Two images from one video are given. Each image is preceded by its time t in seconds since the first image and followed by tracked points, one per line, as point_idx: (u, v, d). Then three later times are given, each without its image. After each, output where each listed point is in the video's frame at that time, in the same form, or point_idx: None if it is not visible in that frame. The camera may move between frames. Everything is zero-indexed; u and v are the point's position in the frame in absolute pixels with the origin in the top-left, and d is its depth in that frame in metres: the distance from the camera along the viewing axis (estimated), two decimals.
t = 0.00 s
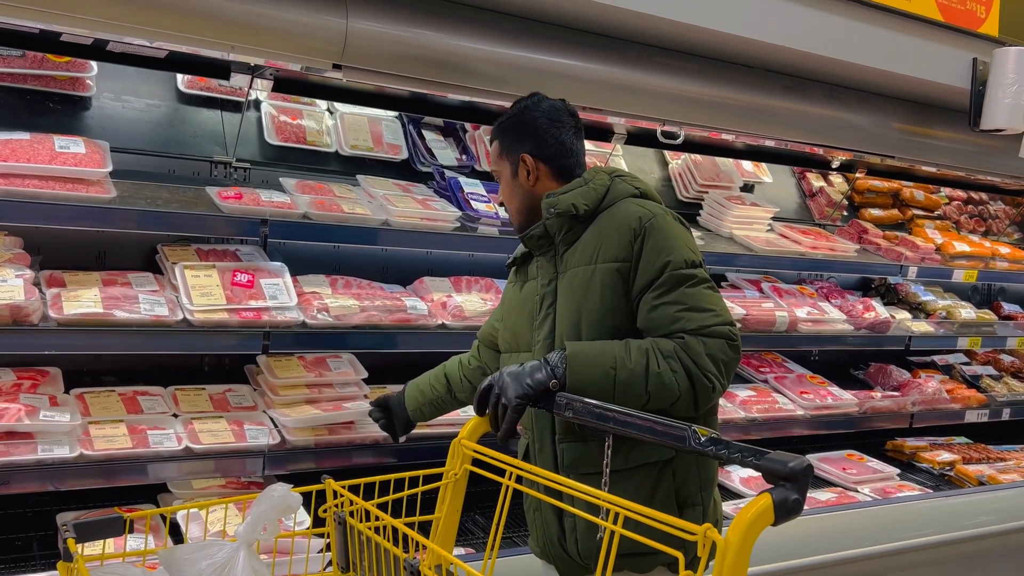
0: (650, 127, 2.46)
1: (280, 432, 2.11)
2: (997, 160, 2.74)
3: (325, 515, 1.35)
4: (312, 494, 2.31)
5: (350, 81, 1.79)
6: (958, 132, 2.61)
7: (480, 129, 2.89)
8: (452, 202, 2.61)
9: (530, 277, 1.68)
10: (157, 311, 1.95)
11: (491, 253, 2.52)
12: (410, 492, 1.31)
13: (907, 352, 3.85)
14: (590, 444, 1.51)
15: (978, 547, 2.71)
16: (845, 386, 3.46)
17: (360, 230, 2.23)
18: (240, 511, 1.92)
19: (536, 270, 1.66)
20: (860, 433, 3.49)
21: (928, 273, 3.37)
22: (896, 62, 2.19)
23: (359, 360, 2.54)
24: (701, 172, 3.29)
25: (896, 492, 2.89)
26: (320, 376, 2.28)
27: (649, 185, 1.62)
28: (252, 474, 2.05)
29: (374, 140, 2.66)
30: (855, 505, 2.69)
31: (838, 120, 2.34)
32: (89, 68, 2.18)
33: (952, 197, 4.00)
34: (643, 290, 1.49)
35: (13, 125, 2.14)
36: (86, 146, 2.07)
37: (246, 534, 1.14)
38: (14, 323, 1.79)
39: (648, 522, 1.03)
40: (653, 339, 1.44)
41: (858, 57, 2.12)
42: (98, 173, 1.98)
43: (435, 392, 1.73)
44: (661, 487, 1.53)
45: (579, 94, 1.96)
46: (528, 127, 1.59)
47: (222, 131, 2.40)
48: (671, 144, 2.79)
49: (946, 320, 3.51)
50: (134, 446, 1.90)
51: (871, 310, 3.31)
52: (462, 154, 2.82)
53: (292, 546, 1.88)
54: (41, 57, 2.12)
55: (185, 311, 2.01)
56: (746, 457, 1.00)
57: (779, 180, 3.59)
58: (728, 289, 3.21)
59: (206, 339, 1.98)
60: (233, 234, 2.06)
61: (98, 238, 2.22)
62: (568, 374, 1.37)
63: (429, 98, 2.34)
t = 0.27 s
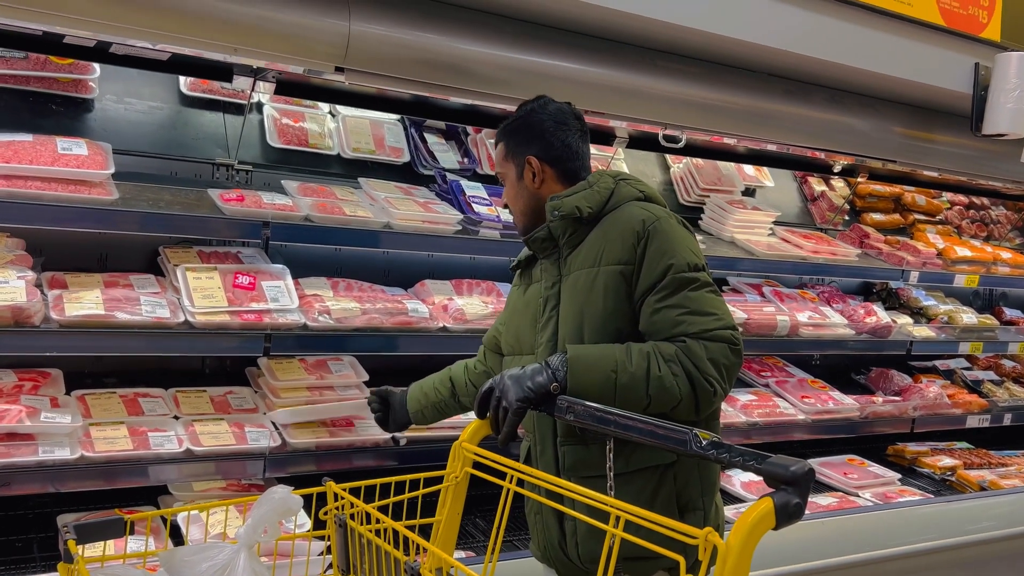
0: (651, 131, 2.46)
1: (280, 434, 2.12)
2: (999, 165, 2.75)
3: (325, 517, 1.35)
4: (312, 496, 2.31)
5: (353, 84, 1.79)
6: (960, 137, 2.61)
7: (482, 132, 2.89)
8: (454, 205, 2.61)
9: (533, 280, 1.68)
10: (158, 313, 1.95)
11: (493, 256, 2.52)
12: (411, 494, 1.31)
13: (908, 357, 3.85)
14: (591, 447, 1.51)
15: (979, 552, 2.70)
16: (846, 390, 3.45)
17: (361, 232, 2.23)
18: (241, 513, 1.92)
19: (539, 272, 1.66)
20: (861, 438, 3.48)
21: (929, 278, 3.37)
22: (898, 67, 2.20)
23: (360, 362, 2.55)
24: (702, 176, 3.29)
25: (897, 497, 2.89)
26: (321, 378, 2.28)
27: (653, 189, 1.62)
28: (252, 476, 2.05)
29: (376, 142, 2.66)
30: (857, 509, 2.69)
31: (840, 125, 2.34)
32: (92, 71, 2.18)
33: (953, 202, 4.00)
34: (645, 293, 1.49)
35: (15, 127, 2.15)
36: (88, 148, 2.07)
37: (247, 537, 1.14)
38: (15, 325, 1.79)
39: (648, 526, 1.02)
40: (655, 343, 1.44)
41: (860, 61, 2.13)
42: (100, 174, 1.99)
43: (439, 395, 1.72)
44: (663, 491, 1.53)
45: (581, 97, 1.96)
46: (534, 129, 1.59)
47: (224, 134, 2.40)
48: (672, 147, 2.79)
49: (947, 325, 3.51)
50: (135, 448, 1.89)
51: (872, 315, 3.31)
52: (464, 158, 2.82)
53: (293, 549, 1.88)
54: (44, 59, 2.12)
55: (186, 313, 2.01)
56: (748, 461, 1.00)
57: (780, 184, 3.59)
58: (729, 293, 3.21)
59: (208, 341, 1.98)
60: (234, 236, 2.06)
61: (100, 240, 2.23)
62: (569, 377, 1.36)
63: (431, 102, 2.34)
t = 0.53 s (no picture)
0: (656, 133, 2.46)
1: (283, 434, 2.11)
2: (1003, 168, 2.74)
3: (329, 517, 1.35)
4: (316, 497, 2.31)
5: (358, 85, 1.80)
6: (964, 140, 2.61)
7: (486, 134, 2.90)
8: (458, 207, 2.62)
9: (539, 281, 1.68)
10: (163, 313, 1.96)
11: (497, 258, 2.52)
12: (416, 495, 1.31)
13: (912, 360, 3.84)
14: (597, 448, 1.51)
15: (983, 556, 2.70)
16: (849, 393, 3.45)
17: (365, 233, 2.23)
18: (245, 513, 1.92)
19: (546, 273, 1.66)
20: (865, 441, 3.48)
21: (933, 281, 3.36)
22: (903, 70, 2.20)
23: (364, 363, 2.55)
24: (706, 178, 3.29)
25: (901, 500, 2.88)
26: (325, 379, 2.29)
27: (660, 191, 1.62)
28: (256, 476, 2.05)
29: (381, 144, 2.67)
30: (860, 512, 2.69)
31: (844, 127, 2.34)
32: (97, 72, 2.20)
33: (958, 205, 3.99)
34: (652, 295, 1.49)
35: (21, 127, 2.15)
36: (94, 149, 2.08)
37: (252, 536, 1.14)
38: (21, 324, 1.79)
39: (654, 527, 1.02)
40: (661, 344, 1.44)
41: (864, 64, 2.13)
42: (105, 175, 1.99)
43: (445, 402, 1.73)
44: (668, 493, 1.53)
45: (587, 99, 1.96)
46: (542, 130, 1.60)
47: (229, 135, 2.41)
48: (677, 150, 2.79)
49: (951, 328, 3.51)
50: (140, 448, 1.90)
51: (876, 318, 3.30)
52: (468, 159, 2.83)
53: (297, 549, 1.89)
54: (50, 60, 2.14)
55: (191, 313, 2.01)
56: (753, 461, 1.00)
57: (784, 187, 3.59)
58: (733, 295, 3.21)
59: (212, 342, 1.98)
60: (239, 237, 2.06)
61: (105, 240, 2.23)
62: (575, 378, 1.36)
63: (436, 103, 2.35)
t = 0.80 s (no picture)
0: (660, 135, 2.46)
1: (287, 435, 2.11)
2: (1008, 170, 2.74)
3: (332, 519, 1.35)
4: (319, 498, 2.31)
5: (362, 86, 1.80)
6: (969, 142, 2.60)
7: (490, 136, 2.90)
8: (462, 208, 2.61)
9: (541, 282, 1.68)
10: (167, 314, 1.96)
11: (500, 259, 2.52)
12: (419, 497, 1.31)
13: (916, 363, 3.84)
14: (600, 450, 1.51)
15: (987, 559, 2.69)
16: (853, 396, 3.44)
17: (369, 235, 2.23)
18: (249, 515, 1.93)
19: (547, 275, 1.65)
20: (869, 444, 3.47)
21: (938, 283, 3.36)
22: (908, 71, 2.19)
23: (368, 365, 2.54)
24: (710, 180, 3.29)
25: (905, 503, 2.88)
26: (329, 381, 2.28)
27: (663, 193, 1.62)
28: (260, 478, 2.05)
29: (385, 146, 2.67)
30: (864, 515, 2.68)
31: (848, 129, 2.34)
32: (102, 73, 2.20)
33: (962, 207, 3.99)
34: (655, 297, 1.49)
35: (26, 128, 2.15)
36: (98, 150, 2.08)
37: (257, 538, 1.14)
38: (25, 325, 1.79)
39: (659, 529, 1.02)
40: (665, 346, 1.44)
41: (869, 65, 2.12)
42: (110, 176, 1.99)
43: (444, 399, 1.73)
44: (671, 495, 1.52)
45: (591, 100, 1.96)
46: (545, 131, 1.59)
47: (233, 136, 2.41)
48: (681, 151, 2.79)
49: (956, 331, 3.50)
50: (142, 450, 1.89)
51: (880, 320, 3.30)
52: (472, 161, 2.82)
53: (301, 551, 1.89)
54: (55, 62, 2.14)
55: (195, 314, 2.01)
56: (758, 464, 1.00)
57: (788, 189, 3.59)
58: (737, 297, 3.21)
59: (216, 343, 1.98)
60: (243, 238, 2.06)
61: (109, 242, 2.23)
62: (579, 380, 1.36)
63: (440, 105, 2.35)
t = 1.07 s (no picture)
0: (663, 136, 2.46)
1: (290, 436, 2.11)
2: (1011, 172, 2.74)
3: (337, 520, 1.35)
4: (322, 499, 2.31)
5: (366, 88, 1.80)
6: (972, 144, 2.60)
7: (493, 137, 2.90)
8: (465, 210, 2.62)
9: (542, 283, 1.68)
10: (171, 315, 1.96)
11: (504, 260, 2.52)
12: (424, 498, 1.31)
13: (919, 365, 3.83)
14: (602, 450, 1.51)
15: (991, 562, 2.69)
16: (856, 397, 3.44)
17: (373, 236, 2.23)
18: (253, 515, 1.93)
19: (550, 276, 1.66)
20: (872, 445, 3.47)
21: (941, 285, 3.35)
22: (911, 73, 2.19)
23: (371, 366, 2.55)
24: (713, 181, 3.29)
25: (908, 505, 2.87)
26: (332, 382, 2.27)
27: (664, 194, 1.62)
28: (263, 479, 2.05)
29: (388, 147, 2.67)
30: (867, 517, 2.68)
31: (852, 130, 2.34)
32: (106, 74, 2.20)
33: (965, 209, 3.98)
34: (658, 297, 1.49)
35: (31, 129, 2.16)
36: (103, 151, 2.08)
37: (261, 538, 1.14)
38: (30, 325, 1.80)
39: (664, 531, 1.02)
40: (668, 347, 1.44)
41: (872, 67, 2.12)
42: (115, 177, 2.00)
43: (443, 400, 1.75)
44: (674, 495, 1.52)
45: (594, 101, 1.96)
46: (546, 133, 1.60)
47: (237, 137, 2.42)
48: (684, 153, 2.79)
49: (959, 332, 3.49)
50: (147, 450, 1.90)
51: (884, 322, 3.30)
52: (475, 162, 2.83)
53: (305, 551, 1.89)
54: (59, 63, 2.13)
55: (199, 315, 2.01)
56: (763, 465, 1.00)
57: (791, 191, 3.59)
58: (740, 299, 3.21)
59: (220, 344, 1.99)
60: (247, 239, 2.07)
61: (113, 242, 2.23)
62: (582, 380, 1.36)
63: (443, 106, 2.35)
